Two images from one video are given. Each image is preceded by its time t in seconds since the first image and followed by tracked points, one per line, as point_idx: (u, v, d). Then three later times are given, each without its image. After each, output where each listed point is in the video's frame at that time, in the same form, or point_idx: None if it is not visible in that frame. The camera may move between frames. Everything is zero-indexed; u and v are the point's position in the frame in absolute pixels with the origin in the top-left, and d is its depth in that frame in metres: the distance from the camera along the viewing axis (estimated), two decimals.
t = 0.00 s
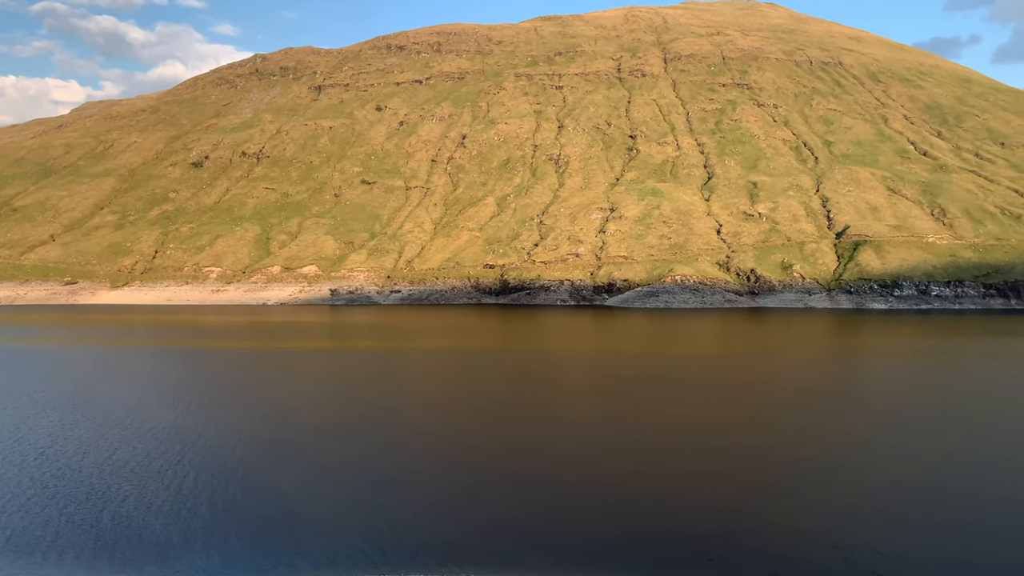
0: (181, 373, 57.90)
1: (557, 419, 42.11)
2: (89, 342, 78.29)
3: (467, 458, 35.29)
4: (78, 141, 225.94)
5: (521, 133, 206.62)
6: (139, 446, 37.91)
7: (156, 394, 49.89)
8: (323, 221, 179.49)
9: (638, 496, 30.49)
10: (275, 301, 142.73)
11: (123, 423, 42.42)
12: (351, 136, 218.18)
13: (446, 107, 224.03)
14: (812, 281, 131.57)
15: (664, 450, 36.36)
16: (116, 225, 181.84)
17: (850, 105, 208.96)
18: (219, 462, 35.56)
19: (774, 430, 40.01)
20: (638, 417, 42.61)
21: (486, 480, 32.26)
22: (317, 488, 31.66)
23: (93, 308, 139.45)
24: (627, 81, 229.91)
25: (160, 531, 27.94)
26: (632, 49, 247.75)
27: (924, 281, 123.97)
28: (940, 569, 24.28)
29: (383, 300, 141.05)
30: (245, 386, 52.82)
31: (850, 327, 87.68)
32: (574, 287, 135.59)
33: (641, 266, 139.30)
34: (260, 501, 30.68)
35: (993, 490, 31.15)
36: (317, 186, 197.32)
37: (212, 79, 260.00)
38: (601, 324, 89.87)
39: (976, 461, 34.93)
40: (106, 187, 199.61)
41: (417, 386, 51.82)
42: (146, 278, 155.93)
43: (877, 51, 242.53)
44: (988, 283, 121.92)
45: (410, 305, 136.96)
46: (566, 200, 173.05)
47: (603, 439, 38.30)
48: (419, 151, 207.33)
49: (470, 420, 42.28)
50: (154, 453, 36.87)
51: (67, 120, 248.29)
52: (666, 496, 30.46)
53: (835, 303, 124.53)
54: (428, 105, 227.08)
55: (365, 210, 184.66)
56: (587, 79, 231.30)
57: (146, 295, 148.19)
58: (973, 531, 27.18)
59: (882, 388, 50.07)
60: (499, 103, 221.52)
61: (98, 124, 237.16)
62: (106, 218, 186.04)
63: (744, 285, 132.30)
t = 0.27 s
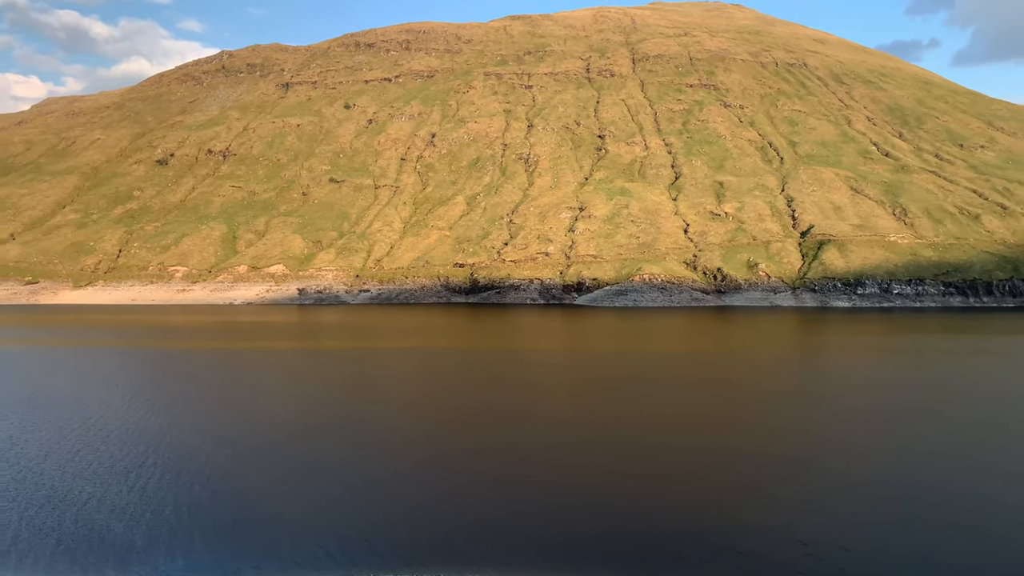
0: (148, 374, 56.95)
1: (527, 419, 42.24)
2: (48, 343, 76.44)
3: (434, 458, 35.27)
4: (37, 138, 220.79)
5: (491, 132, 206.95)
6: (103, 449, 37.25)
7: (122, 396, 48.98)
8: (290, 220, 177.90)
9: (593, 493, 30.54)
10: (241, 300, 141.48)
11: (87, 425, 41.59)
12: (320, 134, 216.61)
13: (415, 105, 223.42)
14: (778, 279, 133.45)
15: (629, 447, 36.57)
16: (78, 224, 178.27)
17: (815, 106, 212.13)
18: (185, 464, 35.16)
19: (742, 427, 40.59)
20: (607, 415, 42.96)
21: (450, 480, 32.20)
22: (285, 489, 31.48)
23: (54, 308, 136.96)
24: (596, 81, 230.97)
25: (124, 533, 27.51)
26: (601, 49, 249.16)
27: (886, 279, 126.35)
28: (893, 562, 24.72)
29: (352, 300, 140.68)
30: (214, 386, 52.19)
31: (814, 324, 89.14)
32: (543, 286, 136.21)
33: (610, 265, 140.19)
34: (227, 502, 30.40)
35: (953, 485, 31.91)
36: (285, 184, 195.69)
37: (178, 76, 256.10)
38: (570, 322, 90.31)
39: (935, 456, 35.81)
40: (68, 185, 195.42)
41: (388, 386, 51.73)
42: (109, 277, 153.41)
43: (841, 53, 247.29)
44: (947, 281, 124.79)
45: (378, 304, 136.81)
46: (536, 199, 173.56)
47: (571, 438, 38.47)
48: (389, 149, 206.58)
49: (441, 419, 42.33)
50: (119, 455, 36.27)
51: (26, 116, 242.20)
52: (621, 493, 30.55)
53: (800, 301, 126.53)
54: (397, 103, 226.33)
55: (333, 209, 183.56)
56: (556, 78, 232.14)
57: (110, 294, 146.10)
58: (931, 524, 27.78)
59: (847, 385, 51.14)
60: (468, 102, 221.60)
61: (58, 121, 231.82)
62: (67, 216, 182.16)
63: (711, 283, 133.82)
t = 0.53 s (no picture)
0: (112, 373, 55.91)
1: (496, 416, 42.31)
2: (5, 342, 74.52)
3: (403, 456, 35.09)
4: None
5: (460, 129, 206.97)
6: (64, 449, 36.55)
7: (85, 396, 48.01)
8: (257, 216, 176.08)
9: (548, 489, 30.65)
10: (207, 298, 140.72)
11: (47, 425, 40.73)
12: (287, 129, 214.64)
13: (384, 101, 222.44)
14: (743, 276, 135.47)
15: (594, 444, 36.81)
16: (38, 219, 174.38)
17: (780, 105, 214.89)
18: (148, 464, 34.64)
19: (710, 423, 41.01)
20: (576, 411, 43.33)
21: (413, 478, 32.07)
22: (250, 488, 31.26)
23: (13, 306, 135.14)
24: (565, 79, 231.54)
25: (85, 533, 27.09)
26: (570, 46, 249.98)
27: (849, 276, 128.88)
28: (850, 555, 25.13)
29: (319, 297, 140.78)
30: (180, 385, 51.50)
31: (778, 320, 90.60)
32: (512, 283, 137.08)
33: (579, 262, 140.98)
34: (191, 502, 29.96)
35: (913, 479, 32.54)
36: (252, 180, 193.64)
37: (142, 69, 250.94)
38: (540, 319, 90.83)
39: (897, 450, 36.54)
40: (28, 180, 190.73)
41: (357, 384, 51.57)
42: (71, 274, 151.40)
43: (806, 53, 251.11)
44: (907, 278, 127.79)
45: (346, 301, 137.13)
46: (505, 196, 173.92)
47: (538, 434, 38.59)
48: (358, 145, 205.49)
49: (411, 418, 42.26)
50: (81, 456, 35.64)
51: None
52: (576, 489, 30.73)
53: (764, 297, 128.61)
54: (365, 99, 225.12)
55: (301, 205, 182.20)
56: (526, 75, 232.46)
57: (72, 292, 144.83)
58: (887, 516, 28.45)
59: (812, 381, 52.08)
60: (438, 99, 221.32)
61: (16, 114, 225.55)
62: (27, 212, 177.90)
63: (678, 280, 135.68)
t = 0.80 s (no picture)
0: (73, 371, 54.78)
1: (465, 411, 42.48)
2: None
3: (372, 453, 35.11)
4: None
5: (428, 123, 206.35)
6: (23, 449, 35.80)
7: (45, 395, 46.96)
8: (222, 210, 174.31)
9: (508, 484, 30.80)
10: (171, 294, 139.17)
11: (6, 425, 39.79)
12: (253, 122, 211.99)
13: (351, 94, 220.91)
14: (709, 270, 136.78)
15: (561, 438, 37.08)
16: None
17: (745, 101, 217.13)
18: (111, 463, 34.13)
19: (679, 417, 41.54)
20: (544, 406, 43.67)
21: (381, 474, 32.11)
22: (217, 486, 31.03)
23: None
24: (533, 74, 231.58)
25: (47, 533, 26.61)
26: (537, 41, 250.23)
27: (811, 270, 131.04)
28: (812, 544, 25.69)
29: (285, 292, 140.02)
30: (145, 384, 50.72)
31: (743, 314, 92.12)
32: (481, 278, 137.28)
33: (547, 257, 141.42)
34: (157, 500, 29.61)
35: (875, 469, 33.33)
36: (216, 173, 190.87)
37: (103, 60, 244.97)
38: (508, 314, 91.23)
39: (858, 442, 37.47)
40: None
41: (327, 381, 51.33)
42: (30, 270, 148.34)
43: (770, 50, 254.28)
44: (869, 273, 130.52)
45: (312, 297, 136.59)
46: (474, 191, 173.84)
47: (507, 430, 38.84)
48: (324, 139, 203.76)
49: (382, 414, 42.28)
50: (41, 456, 34.96)
51: None
52: (536, 483, 30.91)
53: (729, 292, 130.23)
54: (332, 92, 223.35)
55: (267, 199, 180.21)
56: (494, 69, 232.30)
57: (31, 287, 142.10)
58: (845, 506, 29.13)
59: (778, 375, 53.07)
60: (405, 92, 220.46)
61: None
62: None
63: (645, 275, 136.77)
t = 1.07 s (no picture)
0: (30, 375, 53.42)
1: (432, 409, 42.72)
2: None
3: (339, 452, 35.02)
4: None
5: (394, 119, 205.68)
6: None
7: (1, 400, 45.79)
8: (184, 207, 171.54)
9: (465, 482, 30.89)
10: (132, 293, 136.58)
11: None
12: (215, 118, 209.16)
13: (315, 90, 219.25)
14: (673, 266, 137.89)
15: (527, 435, 37.28)
16: None
17: (708, 98, 219.64)
18: (70, 467, 33.54)
19: (647, 412, 41.98)
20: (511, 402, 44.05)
21: (347, 472, 32.21)
22: (181, 488, 30.79)
23: None
24: (499, 70, 231.64)
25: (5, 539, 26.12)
26: (503, 37, 250.55)
27: (774, 265, 133.12)
28: (773, 535, 26.24)
29: (249, 291, 138.46)
30: (106, 386, 49.79)
31: (708, 309, 93.66)
32: (449, 275, 136.81)
33: (514, 253, 141.88)
34: (119, 504, 29.18)
35: (833, 459, 34.27)
36: (178, 170, 187.78)
37: (60, 55, 238.62)
38: (476, 311, 91.65)
39: (815, 433, 38.40)
40: None
41: (295, 381, 50.98)
42: None
43: (732, 48, 257.77)
44: (829, 267, 133.02)
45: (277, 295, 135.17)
46: (441, 187, 173.74)
47: (473, 426, 39.19)
48: (288, 135, 201.85)
49: (351, 413, 42.17)
50: None
51: None
52: (493, 481, 31.02)
53: (693, 286, 131.48)
54: (296, 88, 221.47)
55: (231, 196, 177.84)
56: (460, 65, 232.25)
57: None
58: (802, 496, 29.91)
59: (745, 369, 53.92)
60: (371, 88, 219.49)
61: None
62: None
63: (611, 270, 137.12)
